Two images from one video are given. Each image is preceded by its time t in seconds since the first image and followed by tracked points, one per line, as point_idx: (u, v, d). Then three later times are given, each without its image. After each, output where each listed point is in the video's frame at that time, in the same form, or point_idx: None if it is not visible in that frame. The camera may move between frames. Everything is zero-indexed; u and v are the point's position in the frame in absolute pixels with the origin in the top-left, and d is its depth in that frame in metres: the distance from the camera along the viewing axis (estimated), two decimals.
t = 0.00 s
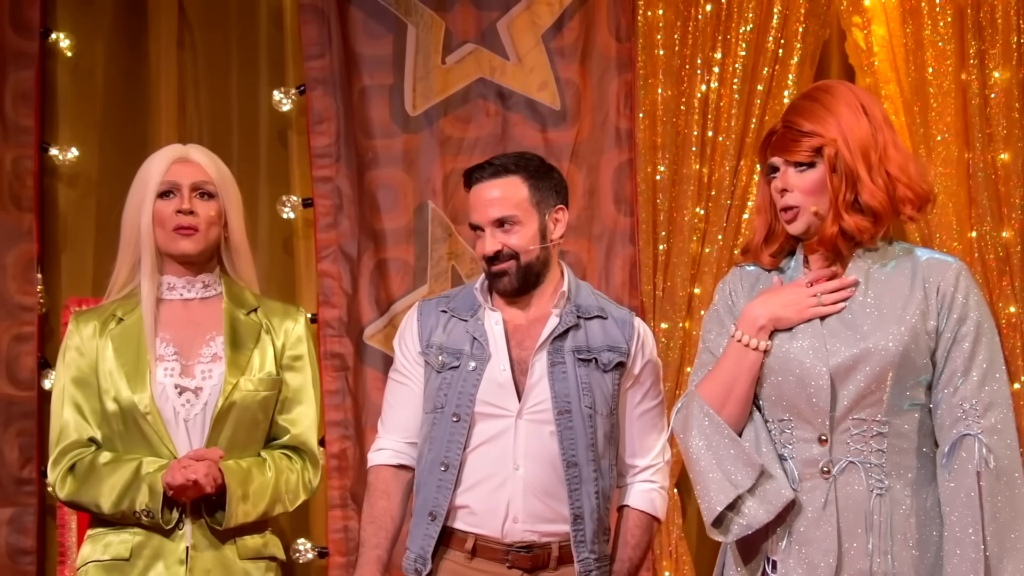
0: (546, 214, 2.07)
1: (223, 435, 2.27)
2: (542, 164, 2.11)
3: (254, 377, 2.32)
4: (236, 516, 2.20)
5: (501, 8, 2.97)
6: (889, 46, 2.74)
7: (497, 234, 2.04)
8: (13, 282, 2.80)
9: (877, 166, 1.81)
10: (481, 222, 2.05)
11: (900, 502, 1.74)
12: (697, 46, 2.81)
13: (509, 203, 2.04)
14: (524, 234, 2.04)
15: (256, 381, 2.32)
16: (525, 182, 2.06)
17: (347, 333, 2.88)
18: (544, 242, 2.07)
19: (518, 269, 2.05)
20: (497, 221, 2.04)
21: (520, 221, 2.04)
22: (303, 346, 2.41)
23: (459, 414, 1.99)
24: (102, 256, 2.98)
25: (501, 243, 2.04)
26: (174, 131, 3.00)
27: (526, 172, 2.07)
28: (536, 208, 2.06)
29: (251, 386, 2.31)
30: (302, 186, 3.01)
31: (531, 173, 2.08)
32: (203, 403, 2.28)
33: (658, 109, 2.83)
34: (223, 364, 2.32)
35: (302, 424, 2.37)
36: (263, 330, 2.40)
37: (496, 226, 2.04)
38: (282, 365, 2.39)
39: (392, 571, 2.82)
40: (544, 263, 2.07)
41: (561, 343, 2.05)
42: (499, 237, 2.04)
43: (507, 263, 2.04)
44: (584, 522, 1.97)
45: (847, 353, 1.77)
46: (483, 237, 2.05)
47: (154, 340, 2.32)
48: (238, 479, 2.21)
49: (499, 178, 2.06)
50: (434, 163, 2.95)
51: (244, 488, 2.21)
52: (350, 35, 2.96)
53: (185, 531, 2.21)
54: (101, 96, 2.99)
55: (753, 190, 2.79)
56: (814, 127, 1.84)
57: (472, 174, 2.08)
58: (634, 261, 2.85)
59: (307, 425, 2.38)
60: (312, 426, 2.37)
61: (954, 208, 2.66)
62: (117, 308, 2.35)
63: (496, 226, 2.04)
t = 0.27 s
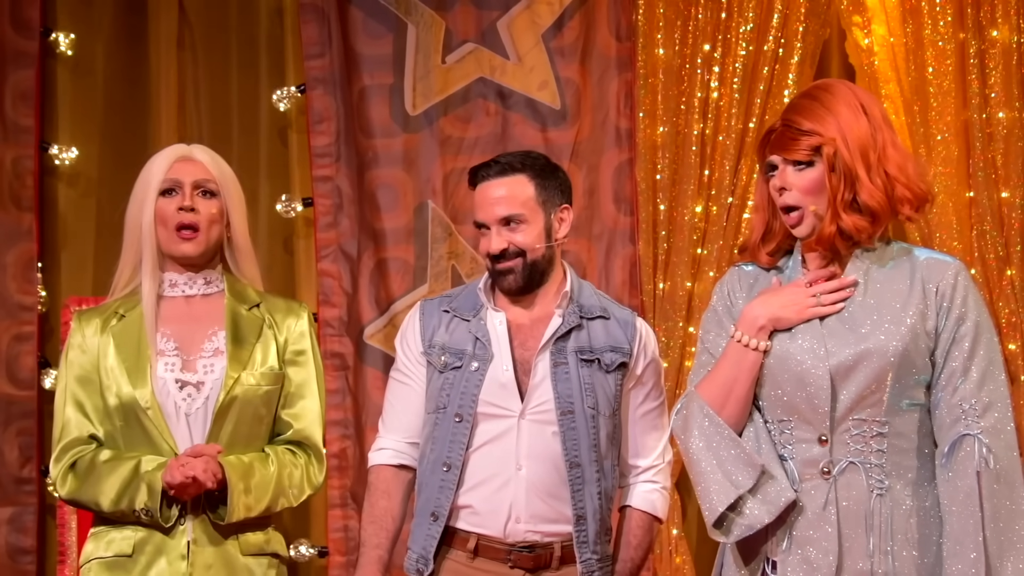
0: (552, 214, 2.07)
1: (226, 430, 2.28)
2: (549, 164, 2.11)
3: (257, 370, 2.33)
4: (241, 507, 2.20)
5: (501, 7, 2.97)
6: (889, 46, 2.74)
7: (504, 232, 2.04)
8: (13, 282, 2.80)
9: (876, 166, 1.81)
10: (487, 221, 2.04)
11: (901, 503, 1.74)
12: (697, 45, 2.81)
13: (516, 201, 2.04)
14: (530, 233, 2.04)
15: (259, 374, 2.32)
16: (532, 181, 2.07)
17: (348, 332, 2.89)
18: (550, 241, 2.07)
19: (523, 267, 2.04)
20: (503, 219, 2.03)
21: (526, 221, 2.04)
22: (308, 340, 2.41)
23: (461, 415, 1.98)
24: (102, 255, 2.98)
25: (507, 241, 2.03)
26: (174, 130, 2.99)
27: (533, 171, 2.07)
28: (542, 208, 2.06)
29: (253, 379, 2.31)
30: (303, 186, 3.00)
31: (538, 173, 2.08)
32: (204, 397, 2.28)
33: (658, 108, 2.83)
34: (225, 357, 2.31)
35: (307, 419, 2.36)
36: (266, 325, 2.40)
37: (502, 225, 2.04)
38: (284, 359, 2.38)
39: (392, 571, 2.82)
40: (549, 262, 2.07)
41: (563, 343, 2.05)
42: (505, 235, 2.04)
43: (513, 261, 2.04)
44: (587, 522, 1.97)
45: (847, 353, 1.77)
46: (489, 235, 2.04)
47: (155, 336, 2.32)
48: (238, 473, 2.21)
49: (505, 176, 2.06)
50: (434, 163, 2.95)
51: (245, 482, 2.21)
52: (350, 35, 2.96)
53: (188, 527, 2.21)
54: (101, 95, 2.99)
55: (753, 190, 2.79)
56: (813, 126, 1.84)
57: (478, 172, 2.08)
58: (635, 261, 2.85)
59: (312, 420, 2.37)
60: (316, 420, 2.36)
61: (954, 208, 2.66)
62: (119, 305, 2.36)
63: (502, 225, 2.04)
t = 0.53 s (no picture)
0: (558, 213, 2.08)
1: (227, 423, 2.28)
2: (555, 164, 2.12)
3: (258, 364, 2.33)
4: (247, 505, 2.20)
5: (501, 7, 2.97)
6: (889, 46, 2.74)
7: (509, 229, 2.04)
8: (13, 282, 2.80)
9: (873, 166, 1.81)
10: (493, 218, 2.04)
11: (899, 503, 1.74)
12: (697, 45, 2.81)
13: (524, 199, 2.04)
14: (536, 232, 2.04)
15: (260, 369, 2.32)
16: (539, 179, 2.07)
17: (348, 332, 2.89)
18: (554, 240, 2.07)
19: (527, 265, 2.05)
20: (509, 217, 2.04)
21: (532, 219, 2.04)
22: (308, 337, 2.42)
23: (465, 415, 1.98)
24: (102, 254, 2.98)
25: (512, 238, 2.03)
26: (174, 129, 3.00)
27: (540, 170, 2.08)
28: (548, 207, 2.06)
29: (254, 374, 2.31)
30: (303, 187, 3.01)
31: (544, 171, 2.08)
32: (204, 391, 2.28)
33: (658, 108, 2.83)
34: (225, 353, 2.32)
35: (308, 414, 2.36)
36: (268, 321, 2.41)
37: (508, 222, 2.04)
38: (285, 355, 2.39)
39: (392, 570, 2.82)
40: (553, 261, 2.07)
41: (567, 344, 2.05)
42: (510, 232, 2.04)
43: (517, 259, 2.04)
44: (590, 523, 1.97)
45: (846, 353, 1.77)
46: (495, 232, 2.05)
47: (156, 332, 2.32)
48: (241, 469, 2.21)
49: (512, 174, 2.06)
50: (434, 162, 2.95)
51: (249, 478, 2.21)
52: (350, 34, 2.96)
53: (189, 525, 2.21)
54: (101, 95, 2.99)
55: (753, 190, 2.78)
56: (809, 126, 1.84)
57: (485, 169, 2.08)
58: (635, 260, 2.85)
59: (313, 416, 2.37)
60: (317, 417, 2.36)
61: (954, 207, 2.66)
62: (119, 303, 2.36)
63: (507, 222, 2.04)
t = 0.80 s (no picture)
0: (568, 213, 2.08)
1: (229, 429, 2.28)
2: (566, 164, 2.13)
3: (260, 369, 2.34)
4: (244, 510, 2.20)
5: (501, 7, 2.97)
6: (889, 46, 2.74)
7: (521, 223, 2.03)
8: (13, 281, 2.80)
9: (876, 168, 1.82)
10: (504, 212, 2.04)
11: (899, 501, 1.74)
12: (697, 45, 2.81)
13: (537, 194, 2.04)
14: (548, 228, 2.04)
15: (263, 375, 2.33)
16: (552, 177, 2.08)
17: (348, 331, 2.88)
18: (564, 238, 2.07)
19: (536, 261, 2.03)
20: (521, 211, 2.03)
21: (544, 214, 2.04)
22: (309, 343, 2.42)
23: (472, 416, 1.99)
24: (102, 254, 2.98)
25: (523, 233, 2.03)
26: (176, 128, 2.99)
27: (553, 168, 2.09)
28: (559, 205, 2.06)
29: (256, 379, 2.32)
30: (303, 187, 3.01)
31: (556, 171, 2.09)
32: (208, 393, 2.28)
33: (658, 108, 2.83)
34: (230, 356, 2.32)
35: (306, 423, 2.36)
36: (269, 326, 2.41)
37: (520, 216, 2.03)
38: (287, 361, 2.39)
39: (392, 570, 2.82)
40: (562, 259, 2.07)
41: (574, 343, 2.05)
42: (521, 226, 2.03)
43: (526, 254, 2.03)
44: (598, 522, 1.98)
45: (846, 351, 1.77)
46: (506, 226, 2.04)
47: (162, 333, 2.32)
48: (243, 475, 2.21)
49: (525, 170, 2.07)
50: (434, 162, 2.95)
51: (250, 483, 2.21)
52: (351, 34, 2.96)
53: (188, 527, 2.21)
54: (102, 95, 3.00)
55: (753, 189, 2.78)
56: (817, 118, 1.84)
57: (499, 164, 2.09)
58: (635, 260, 2.85)
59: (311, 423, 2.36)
60: (314, 423, 2.36)
61: (955, 207, 2.66)
62: (122, 301, 2.36)
63: (518, 217, 2.03)
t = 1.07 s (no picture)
0: (582, 216, 2.09)
1: (230, 431, 2.28)
2: (581, 168, 2.14)
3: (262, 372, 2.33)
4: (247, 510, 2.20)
5: (501, 7, 2.97)
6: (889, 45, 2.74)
7: (539, 221, 2.03)
8: (13, 282, 2.80)
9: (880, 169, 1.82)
10: (521, 210, 2.04)
11: (903, 503, 1.74)
12: (697, 45, 2.81)
13: (556, 193, 2.05)
14: (565, 227, 2.04)
15: (264, 377, 2.32)
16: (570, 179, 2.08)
17: (348, 331, 2.88)
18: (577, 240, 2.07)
19: (550, 263, 2.03)
20: (541, 209, 2.03)
21: (562, 213, 2.04)
22: (309, 346, 2.42)
23: (483, 421, 1.99)
24: (102, 254, 2.98)
25: (540, 231, 2.02)
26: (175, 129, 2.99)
27: (570, 169, 2.09)
28: (575, 205, 2.07)
29: (258, 381, 2.31)
30: (304, 186, 3.01)
31: (572, 173, 2.09)
32: (209, 395, 2.28)
33: (658, 108, 2.83)
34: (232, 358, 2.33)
35: (306, 425, 2.36)
36: (270, 328, 2.41)
37: (539, 214, 2.03)
38: (287, 364, 2.39)
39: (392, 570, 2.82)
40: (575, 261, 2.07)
41: (585, 346, 2.05)
42: (538, 225, 2.03)
43: (541, 256, 2.02)
44: (615, 525, 1.98)
45: (851, 354, 1.76)
46: (524, 223, 2.04)
47: (163, 333, 2.32)
48: (245, 476, 2.21)
49: (543, 169, 2.07)
50: (434, 162, 2.95)
51: (252, 484, 2.21)
52: (351, 34, 2.96)
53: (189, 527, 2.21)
54: (102, 95, 3.00)
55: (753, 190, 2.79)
56: (813, 124, 1.82)
57: (517, 160, 2.08)
58: (635, 260, 2.86)
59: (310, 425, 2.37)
60: (314, 425, 2.36)
61: (955, 207, 2.66)
62: (123, 301, 2.36)
63: (536, 215, 2.03)
